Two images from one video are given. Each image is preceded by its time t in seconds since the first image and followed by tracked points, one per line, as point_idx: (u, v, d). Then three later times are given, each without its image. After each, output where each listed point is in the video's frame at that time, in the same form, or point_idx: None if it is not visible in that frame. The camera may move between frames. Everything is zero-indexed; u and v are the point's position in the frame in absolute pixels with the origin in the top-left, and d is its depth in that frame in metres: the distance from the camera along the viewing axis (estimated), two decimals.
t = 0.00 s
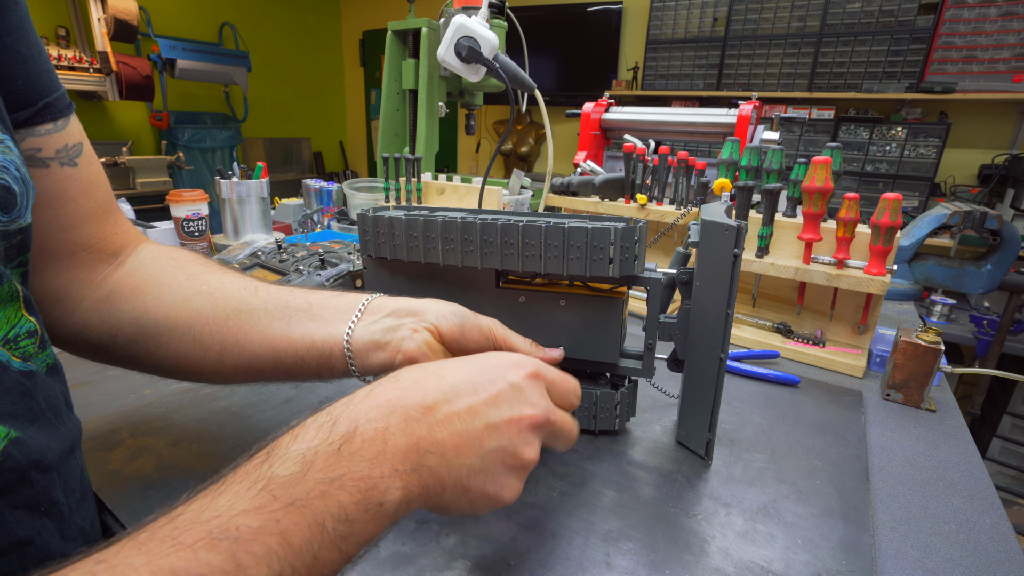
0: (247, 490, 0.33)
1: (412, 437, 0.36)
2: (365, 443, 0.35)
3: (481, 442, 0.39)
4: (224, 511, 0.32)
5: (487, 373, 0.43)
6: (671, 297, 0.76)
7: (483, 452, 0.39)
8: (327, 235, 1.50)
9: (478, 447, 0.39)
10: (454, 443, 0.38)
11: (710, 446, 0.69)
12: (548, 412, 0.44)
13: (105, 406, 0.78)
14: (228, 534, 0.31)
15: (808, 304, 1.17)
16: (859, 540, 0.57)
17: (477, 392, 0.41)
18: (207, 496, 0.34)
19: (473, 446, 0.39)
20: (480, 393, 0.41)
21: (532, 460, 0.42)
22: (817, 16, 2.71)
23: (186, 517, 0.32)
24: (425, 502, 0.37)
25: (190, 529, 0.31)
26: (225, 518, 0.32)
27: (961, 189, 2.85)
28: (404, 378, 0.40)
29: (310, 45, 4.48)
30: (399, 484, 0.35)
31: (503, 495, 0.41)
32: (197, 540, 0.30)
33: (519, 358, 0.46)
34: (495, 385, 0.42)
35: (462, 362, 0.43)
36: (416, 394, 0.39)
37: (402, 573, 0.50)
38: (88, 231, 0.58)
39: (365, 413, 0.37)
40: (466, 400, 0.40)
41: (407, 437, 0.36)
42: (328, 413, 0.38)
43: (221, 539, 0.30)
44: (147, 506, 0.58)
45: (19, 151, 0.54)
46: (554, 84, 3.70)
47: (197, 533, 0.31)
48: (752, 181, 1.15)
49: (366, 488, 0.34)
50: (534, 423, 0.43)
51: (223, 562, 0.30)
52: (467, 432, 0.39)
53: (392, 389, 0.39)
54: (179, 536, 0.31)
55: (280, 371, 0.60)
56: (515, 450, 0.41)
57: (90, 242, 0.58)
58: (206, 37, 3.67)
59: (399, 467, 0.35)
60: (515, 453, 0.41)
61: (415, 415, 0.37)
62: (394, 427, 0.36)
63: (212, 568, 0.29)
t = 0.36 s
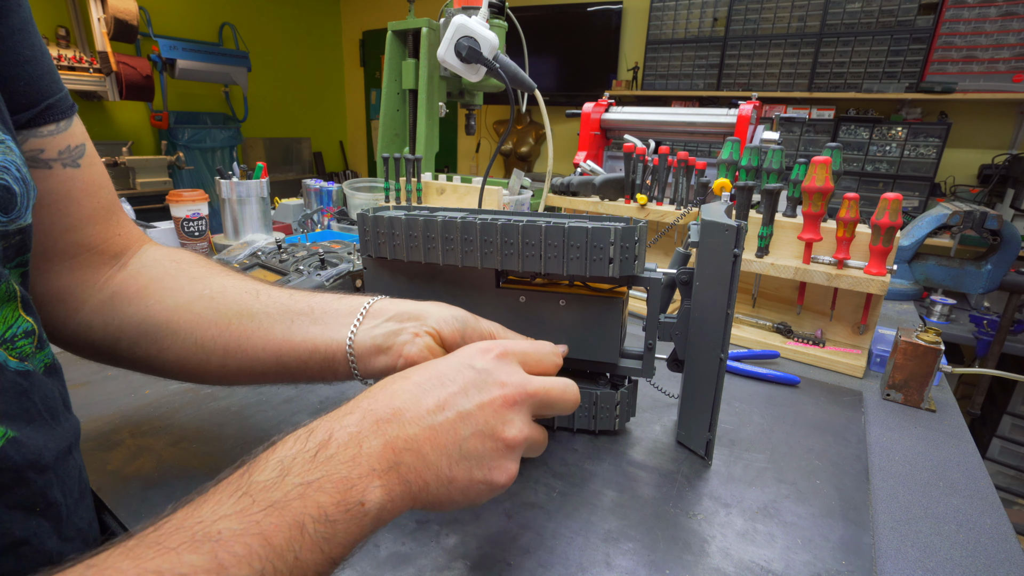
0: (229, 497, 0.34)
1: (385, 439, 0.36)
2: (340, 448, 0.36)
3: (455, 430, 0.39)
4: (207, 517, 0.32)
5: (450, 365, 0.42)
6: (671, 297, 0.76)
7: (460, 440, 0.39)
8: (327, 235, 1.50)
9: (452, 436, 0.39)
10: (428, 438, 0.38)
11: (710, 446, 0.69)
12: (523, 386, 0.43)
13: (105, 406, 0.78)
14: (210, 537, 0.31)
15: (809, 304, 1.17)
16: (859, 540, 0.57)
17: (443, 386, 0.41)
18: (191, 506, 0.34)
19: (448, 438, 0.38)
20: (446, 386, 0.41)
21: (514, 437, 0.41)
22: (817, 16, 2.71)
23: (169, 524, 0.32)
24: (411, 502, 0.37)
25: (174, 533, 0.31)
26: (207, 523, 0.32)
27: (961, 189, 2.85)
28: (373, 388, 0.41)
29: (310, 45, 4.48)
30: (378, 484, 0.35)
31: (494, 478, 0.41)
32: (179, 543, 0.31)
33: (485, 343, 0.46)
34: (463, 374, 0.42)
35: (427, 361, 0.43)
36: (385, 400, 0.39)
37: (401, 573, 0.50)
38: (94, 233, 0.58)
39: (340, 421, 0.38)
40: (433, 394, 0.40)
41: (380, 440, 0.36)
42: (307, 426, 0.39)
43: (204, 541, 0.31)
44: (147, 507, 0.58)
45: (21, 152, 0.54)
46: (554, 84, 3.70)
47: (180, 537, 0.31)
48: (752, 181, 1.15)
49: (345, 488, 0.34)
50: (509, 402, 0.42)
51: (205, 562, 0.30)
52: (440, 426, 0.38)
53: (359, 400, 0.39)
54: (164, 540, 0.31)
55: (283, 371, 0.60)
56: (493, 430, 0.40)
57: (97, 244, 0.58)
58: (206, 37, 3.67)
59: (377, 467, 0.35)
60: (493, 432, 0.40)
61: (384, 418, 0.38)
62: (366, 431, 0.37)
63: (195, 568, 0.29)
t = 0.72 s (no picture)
0: (228, 492, 0.33)
1: (390, 437, 0.37)
2: (343, 445, 0.36)
3: (462, 432, 0.39)
4: (203, 511, 0.32)
5: (462, 367, 0.42)
6: (671, 297, 0.76)
7: (466, 442, 0.39)
8: (327, 235, 1.50)
9: (460, 438, 0.39)
10: (434, 437, 0.38)
11: (710, 446, 0.69)
12: (532, 394, 0.44)
13: (105, 406, 0.78)
14: (206, 533, 0.31)
15: (809, 304, 1.17)
16: (859, 540, 0.57)
17: (453, 386, 0.41)
18: (189, 498, 0.34)
19: (455, 438, 0.39)
20: (457, 387, 0.41)
21: (520, 444, 0.41)
22: (817, 16, 2.71)
23: (167, 517, 0.32)
24: (412, 501, 0.37)
25: (170, 527, 0.31)
26: (203, 518, 0.32)
27: (962, 189, 2.85)
28: (381, 384, 0.41)
29: (310, 45, 4.48)
30: (379, 483, 0.35)
31: (498, 483, 0.40)
32: (176, 538, 0.30)
33: (497, 347, 0.46)
34: (474, 377, 0.42)
35: (439, 361, 0.43)
36: (393, 397, 0.39)
37: (402, 573, 0.50)
38: (95, 233, 0.58)
39: (344, 418, 0.38)
40: (443, 394, 0.40)
41: (384, 437, 0.36)
42: (309, 420, 0.39)
43: (199, 537, 0.30)
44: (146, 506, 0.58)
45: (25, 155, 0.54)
46: (554, 84, 3.70)
47: (175, 531, 0.31)
48: (752, 181, 1.15)
49: (346, 487, 0.34)
50: (517, 409, 0.42)
51: (199, 559, 0.29)
52: (446, 426, 0.39)
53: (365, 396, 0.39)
54: (158, 534, 0.30)
55: (279, 369, 0.60)
56: (500, 436, 0.41)
57: (98, 244, 0.58)
58: (206, 37, 3.67)
59: (379, 466, 0.35)
60: (501, 438, 0.41)
61: (391, 416, 0.38)
62: (371, 428, 0.37)
63: (189, 564, 0.29)
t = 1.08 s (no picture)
0: (240, 493, 0.33)
1: (406, 443, 0.36)
2: (359, 449, 0.35)
3: (477, 444, 0.39)
4: (215, 512, 0.32)
5: (481, 377, 0.43)
6: (671, 297, 0.76)
7: (480, 454, 0.39)
8: (327, 235, 1.50)
9: (474, 449, 0.39)
10: (450, 447, 0.38)
11: (710, 446, 0.69)
12: (544, 412, 0.45)
13: (105, 406, 0.78)
14: (218, 534, 0.31)
15: (809, 304, 1.17)
16: (859, 540, 0.57)
17: (472, 396, 0.41)
18: (199, 496, 0.34)
19: (469, 449, 0.39)
20: (475, 398, 0.41)
21: (528, 458, 0.42)
22: (817, 16, 2.71)
23: (178, 516, 0.32)
24: (419, 506, 0.37)
25: (182, 527, 0.31)
26: (216, 519, 0.31)
27: (962, 189, 2.84)
28: (397, 385, 0.40)
29: (310, 45, 4.48)
30: (392, 491, 0.35)
31: (502, 495, 0.41)
32: (187, 538, 0.30)
33: (514, 359, 0.47)
34: (492, 388, 0.43)
35: (457, 366, 0.43)
36: (411, 401, 0.39)
37: (402, 573, 0.50)
38: (90, 233, 0.57)
39: (360, 419, 0.37)
40: (461, 404, 0.40)
41: (401, 443, 0.36)
42: (323, 419, 0.38)
43: (211, 539, 0.30)
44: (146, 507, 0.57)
45: (19, 155, 0.54)
46: (554, 84, 3.70)
47: (186, 533, 0.31)
48: (752, 181, 1.15)
49: (359, 493, 0.34)
50: (531, 426, 0.43)
51: (211, 562, 0.29)
52: (462, 436, 0.39)
53: (385, 396, 0.39)
54: (169, 534, 0.30)
55: (281, 373, 0.60)
56: (510, 450, 0.41)
57: (93, 244, 0.58)
58: (206, 37, 3.67)
59: (393, 473, 0.35)
60: (511, 453, 0.41)
61: (408, 421, 0.37)
62: (388, 433, 0.36)
63: (200, 567, 0.29)
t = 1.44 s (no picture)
0: (246, 470, 0.33)
1: (411, 415, 0.37)
2: (362, 423, 0.36)
3: (482, 412, 0.41)
4: (223, 489, 0.32)
5: (481, 350, 0.45)
6: (671, 297, 0.76)
7: (487, 420, 0.41)
8: (327, 235, 1.50)
9: (480, 416, 0.40)
10: (456, 416, 0.39)
11: (710, 446, 0.69)
12: (548, 378, 0.47)
13: (104, 407, 0.78)
14: (225, 509, 0.30)
15: (809, 304, 1.17)
16: (859, 541, 0.57)
17: (473, 368, 0.43)
18: (209, 476, 0.34)
19: (475, 416, 0.40)
20: (477, 368, 0.43)
21: (539, 421, 0.44)
22: (817, 16, 2.71)
23: (185, 496, 0.32)
24: (431, 481, 0.37)
25: (189, 505, 0.31)
26: (224, 495, 0.31)
27: (962, 189, 2.84)
28: (399, 367, 0.41)
29: (310, 45, 4.48)
30: (399, 461, 0.35)
31: (518, 465, 0.41)
32: (195, 515, 0.30)
33: (513, 333, 0.49)
34: (492, 359, 0.44)
35: (457, 345, 0.45)
36: (414, 376, 0.40)
37: (401, 573, 0.50)
38: (83, 230, 0.57)
39: (363, 396, 0.38)
40: (463, 375, 0.42)
41: (406, 415, 0.37)
42: (327, 399, 0.39)
43: (219, 514, 0.30)
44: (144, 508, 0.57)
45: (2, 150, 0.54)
46: (554, 84, 3.69)
47: (195, 509, 0.30)
48: (752, 181, 1.15)
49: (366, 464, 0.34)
50: (535, 391, 0.45)
51: (220, 535, 0.29)
52: (466, 404, 0.40)
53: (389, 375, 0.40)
54: (178, 512, 0.30)
55: (289, 369, 0.59)
56: (518, 416, 0.43)
57: (89, 242, 0.58)
58: (206, 37, 3.67)
59: (400, 443, 0.35)
60: (519, 417, 0.43)
61: (411, 395, 0.38)
62: (391, 406, 0.37)
63: (210, 540, 0.29)
